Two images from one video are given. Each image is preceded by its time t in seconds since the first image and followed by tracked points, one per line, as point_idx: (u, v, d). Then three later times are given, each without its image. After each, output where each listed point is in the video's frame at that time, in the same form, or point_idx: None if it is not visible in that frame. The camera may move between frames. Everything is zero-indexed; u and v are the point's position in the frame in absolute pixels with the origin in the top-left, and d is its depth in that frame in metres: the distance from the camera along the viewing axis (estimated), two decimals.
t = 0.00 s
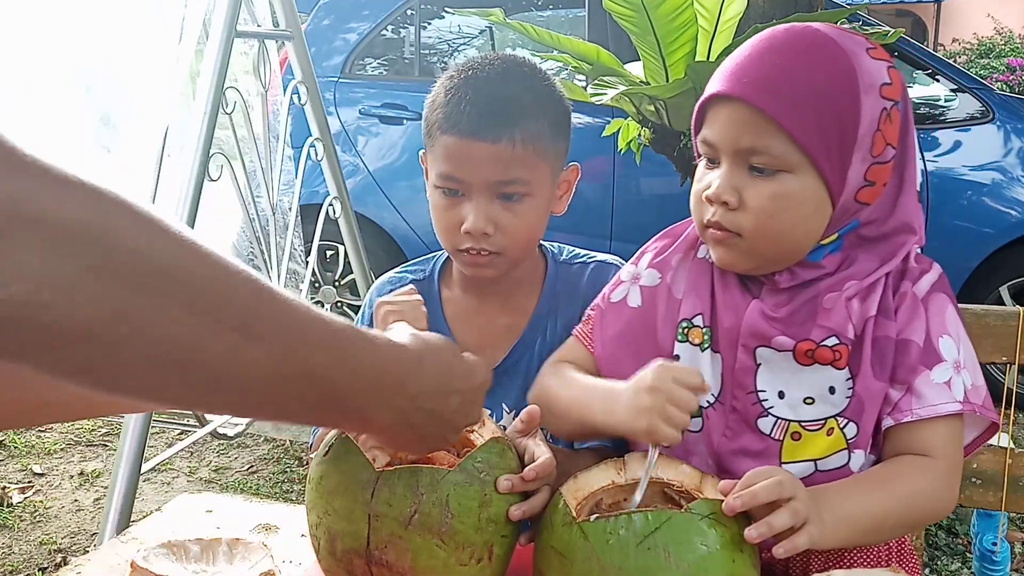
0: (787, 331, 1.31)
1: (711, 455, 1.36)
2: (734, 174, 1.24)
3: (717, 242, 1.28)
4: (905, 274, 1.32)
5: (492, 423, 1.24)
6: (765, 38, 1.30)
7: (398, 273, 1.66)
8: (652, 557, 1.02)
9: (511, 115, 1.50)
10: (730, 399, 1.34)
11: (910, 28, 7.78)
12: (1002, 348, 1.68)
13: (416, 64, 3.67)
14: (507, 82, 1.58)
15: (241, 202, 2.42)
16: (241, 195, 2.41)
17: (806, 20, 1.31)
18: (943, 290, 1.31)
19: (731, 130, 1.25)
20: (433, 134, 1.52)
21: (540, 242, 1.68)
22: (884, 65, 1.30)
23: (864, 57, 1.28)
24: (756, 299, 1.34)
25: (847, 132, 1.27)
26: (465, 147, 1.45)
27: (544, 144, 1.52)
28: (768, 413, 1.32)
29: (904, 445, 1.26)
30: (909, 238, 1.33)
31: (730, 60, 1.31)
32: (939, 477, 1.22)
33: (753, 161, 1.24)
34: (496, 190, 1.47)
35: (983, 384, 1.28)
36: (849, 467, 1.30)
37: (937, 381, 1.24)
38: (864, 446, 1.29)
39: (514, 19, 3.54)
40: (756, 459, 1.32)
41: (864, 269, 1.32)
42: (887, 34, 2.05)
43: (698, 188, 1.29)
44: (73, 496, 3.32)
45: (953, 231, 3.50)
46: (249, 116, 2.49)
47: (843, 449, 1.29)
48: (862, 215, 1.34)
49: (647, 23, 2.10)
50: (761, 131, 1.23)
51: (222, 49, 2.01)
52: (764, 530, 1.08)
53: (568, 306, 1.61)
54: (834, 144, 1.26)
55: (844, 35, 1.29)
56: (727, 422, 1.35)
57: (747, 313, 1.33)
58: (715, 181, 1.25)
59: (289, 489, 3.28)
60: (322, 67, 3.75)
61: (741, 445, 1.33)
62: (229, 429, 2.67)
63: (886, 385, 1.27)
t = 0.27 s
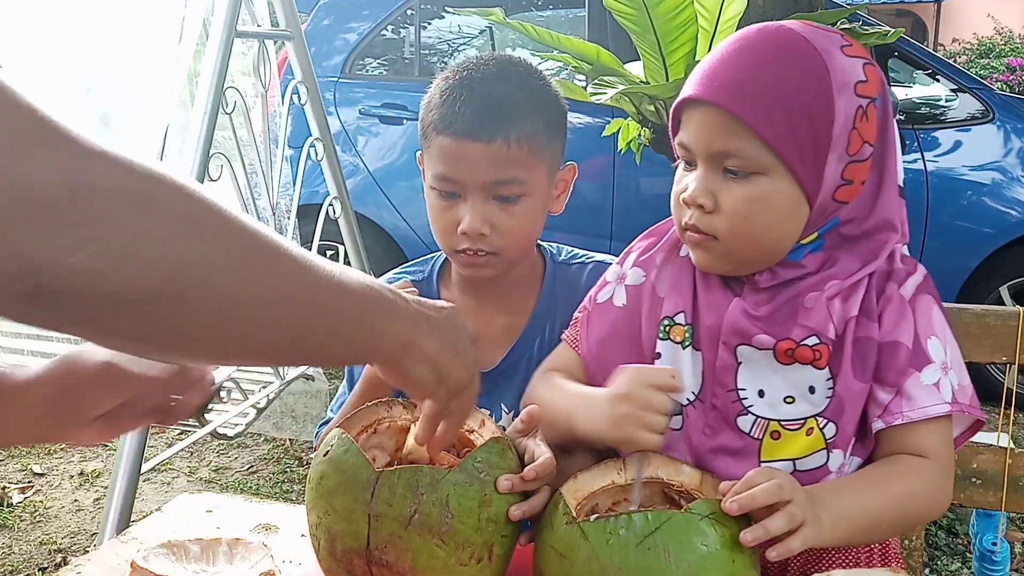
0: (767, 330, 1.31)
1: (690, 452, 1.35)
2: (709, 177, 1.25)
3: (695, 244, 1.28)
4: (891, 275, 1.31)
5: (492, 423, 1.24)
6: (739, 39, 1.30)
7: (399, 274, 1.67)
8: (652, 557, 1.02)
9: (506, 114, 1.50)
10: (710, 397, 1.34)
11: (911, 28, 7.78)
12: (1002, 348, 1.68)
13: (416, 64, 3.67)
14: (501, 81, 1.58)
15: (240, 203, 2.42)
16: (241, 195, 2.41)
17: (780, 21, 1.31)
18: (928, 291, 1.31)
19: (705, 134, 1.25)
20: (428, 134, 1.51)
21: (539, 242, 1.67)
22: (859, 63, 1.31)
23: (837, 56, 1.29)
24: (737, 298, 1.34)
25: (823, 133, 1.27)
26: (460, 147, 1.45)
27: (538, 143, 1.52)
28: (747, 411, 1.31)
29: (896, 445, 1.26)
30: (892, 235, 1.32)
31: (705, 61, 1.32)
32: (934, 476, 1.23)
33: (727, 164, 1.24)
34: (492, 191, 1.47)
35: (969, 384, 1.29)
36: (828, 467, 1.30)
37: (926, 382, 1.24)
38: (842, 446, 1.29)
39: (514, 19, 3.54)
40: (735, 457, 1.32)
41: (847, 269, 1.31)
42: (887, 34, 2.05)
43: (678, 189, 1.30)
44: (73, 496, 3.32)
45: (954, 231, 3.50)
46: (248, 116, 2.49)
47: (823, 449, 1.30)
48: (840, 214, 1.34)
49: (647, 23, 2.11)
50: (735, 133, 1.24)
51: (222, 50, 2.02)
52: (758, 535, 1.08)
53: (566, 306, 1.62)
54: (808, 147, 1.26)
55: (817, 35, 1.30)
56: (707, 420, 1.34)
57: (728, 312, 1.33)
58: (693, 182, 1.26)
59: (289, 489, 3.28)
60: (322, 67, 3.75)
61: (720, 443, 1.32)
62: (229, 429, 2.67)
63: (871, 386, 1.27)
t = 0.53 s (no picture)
0: (756, 330, 1.31)
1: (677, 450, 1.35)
2: (700, 179, 1.24)
3: (686, 247, 1.28)
4: (882, 277, 1.31)
5: (492, 423, 1.24)
6: (728, 41, 1.30)
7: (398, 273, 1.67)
8: (652, 557, 1.02)
9: (503, 114, 1.50)
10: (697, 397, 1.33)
11: (911, 28, 7.78)
12: (1002, 348, 1.68)
13: (416, 64, 3.67)
14: (497, 81, 1.58)
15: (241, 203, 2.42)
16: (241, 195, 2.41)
17: (768, 22, 1.31)
18: (919, 293, 1.31)
19: (697, 137, 1.25)
20: (426, 134, 1.51)
21: (537, 242, 1.67)
22: (848, 64, 1.30)
23: (826, 56, 1.29)
24: (727, 299, 1.34)
25: (813, 135, 1.27)
26: (456, 146, 1.45)
27: (535, 142, 1.52)
28: (736, 411, 1.31)
29: (890, 447, 1.26)
30: (881, 236, 1.32)
31: (695, 62, 1.32)
32: (931, 478, 1.23)
33: (719, 167, 1.24)
34: (489, 191, 1.47)
35: (958, 386, 1.29)
36: (815, 468, 1.30)
37: (917, 385, 1.24)
38: (831, 447, 1.30)
39: (514, 20, 3.54)
40: (722, 458, 1.32)
41: (838, 270, 1.31)
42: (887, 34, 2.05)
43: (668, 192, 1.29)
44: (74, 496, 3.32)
45: (954, 231, 3.50)
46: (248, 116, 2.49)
47: (811, 450, 1.30)
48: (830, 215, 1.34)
49: (647, 23, 2.11)
50: (725, 135, 1.23)
51: (223, 50, 2.01)
52: (749, 542, 1.07)
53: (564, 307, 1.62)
54: (799, 149, 1.26)
55: (806, 35, 1.29)
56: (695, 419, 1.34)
57: (718, 312, 1.33)
58: (684, 186, 1.26)
59: (289, 489, 3.28)
60: (322, 67, 3.75)
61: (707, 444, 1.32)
62: (230, 429, 2.67)
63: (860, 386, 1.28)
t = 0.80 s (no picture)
0: (759, 334, 1.31)
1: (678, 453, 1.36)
2: (726, 192, 1.21)
3: (709, 260, 1.27)
4: (881, 279, 1.33)
5: (492, 423, 1.24)
6: (738, 47, 1.27)
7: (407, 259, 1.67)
8: (652, 558, 1.02)
9: (499, 112, 1.50)
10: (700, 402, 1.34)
11: (910, 28, 7.78)
12: (1002, 348, 1.68)
13: (416, 64, 3.67)
14: (494, 79, 1.57)
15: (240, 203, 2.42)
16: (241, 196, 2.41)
17: (775, 25, 1.29)
18: (919, 295, 1.33)
19: (722, 152, 1.22)
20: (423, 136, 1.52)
21: (536, 241, 1.67)
22: (856, 65, 1.30)
23: (838, 59, 1.27)
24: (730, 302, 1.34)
25: (835, 141, 1.26)
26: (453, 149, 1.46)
27: (532, 141, 1.52)
28: (739, 416, 1.32)
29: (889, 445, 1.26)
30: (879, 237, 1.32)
31: (704, 71, 1.29)
32: (928, 479, 1.23)
33: (750, 178, 1.22)
34: (487, 192, 1.48)
35: (956, 387, 1.30)
36: (817, 470, 1.31)
37: (916, 387, 1.25)
38: (833, 449, 1.31)
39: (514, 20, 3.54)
40: (723, 460, 1.33)
41: (841, 272, 1.32)
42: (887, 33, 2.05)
43: (684, 205, 1.26)
44: (73, 496, 3.32)
45: (955, 231, 3.50)
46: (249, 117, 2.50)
47: (812, 452, 1.31)
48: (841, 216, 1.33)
49: (647, 23, 2.11)
50: (753, 148, 1.22)
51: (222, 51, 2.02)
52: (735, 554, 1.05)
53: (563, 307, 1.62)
54: (824, 155, 1.25)
55: (816, 38, 1.28)
56: (697, 423, 1.34)
57: (720, 315, 1.33)
58: (707, 199, 1.23)
59: (289, 489, 3.28)
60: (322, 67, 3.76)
61: (711, 448, 1.33)
62: (229, 429, 2.67)
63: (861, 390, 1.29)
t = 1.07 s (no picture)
0: (759, 339, 1.32)
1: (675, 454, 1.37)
2: (746, 200, 1.21)
3: (722, 267, 1.28)
4: (885, 284, 1.33)
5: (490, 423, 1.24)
6: (762, 51, 1.26)
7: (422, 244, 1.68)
8: (651, 558, 1.02)
9: (496, 114, 1.50)
10: (697, 405, 1.34)
11: (910, 28, 7.78)
12: (1001, 348, 1.68)
13: (415, 64, 3.67)
14: (491, 83, 1.57)
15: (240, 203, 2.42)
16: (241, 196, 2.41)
17: (796, 29, 1.28)
18: (921, 300, 1.34)
19: (747, 159, 1.21)
20: (421, 139, 1.51)
21: (539, 239, 1.67)
22: (873, 73, 1.31)
23: (858, 67, 1.28)
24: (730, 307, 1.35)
25: (855, 149, 1.27)
26: (455, 149, 1.45)
27: (531, 142, 1.52)
28: (735, 421, 1.32)
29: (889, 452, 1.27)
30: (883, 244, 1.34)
31: (725, 74, 1.27)
32: (925, 487, 1.25)
33: (773, 187, 1.22)
34: (487, 193, 1.46)
35: (955, 394, 1.31)
36: (813, 475, 1.31)
37: (916, 394, 1.26)
38: (829, 455, 1.30)
39: (514, 20, 3.54)
40: (721, 464, 1.33)
41: (843, 276, 1.32)
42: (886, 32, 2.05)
43: (699, 209, 1.26)
44: (73, 496, 3.32)
45: (954, 232, 3.50)
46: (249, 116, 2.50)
47: (807, 458, 1.31)
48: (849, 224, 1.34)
49: (646, 23, 2.11)
50: (778, 156, 1.21)
51: (221, 51, 2.01)
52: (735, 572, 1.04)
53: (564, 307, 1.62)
54: (843, 166, 1.26)
55: (838, 44, 1.27)
56: (694, 427, 1.34)
57: (719, 320, 1.34)
58: (725, 206, 1.22)
59: (289, 489, 3.28)
60: (321, 67, 3.75)
61: (706, 452, 1.33)
62: (229, 429, 2.67)
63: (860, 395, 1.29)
